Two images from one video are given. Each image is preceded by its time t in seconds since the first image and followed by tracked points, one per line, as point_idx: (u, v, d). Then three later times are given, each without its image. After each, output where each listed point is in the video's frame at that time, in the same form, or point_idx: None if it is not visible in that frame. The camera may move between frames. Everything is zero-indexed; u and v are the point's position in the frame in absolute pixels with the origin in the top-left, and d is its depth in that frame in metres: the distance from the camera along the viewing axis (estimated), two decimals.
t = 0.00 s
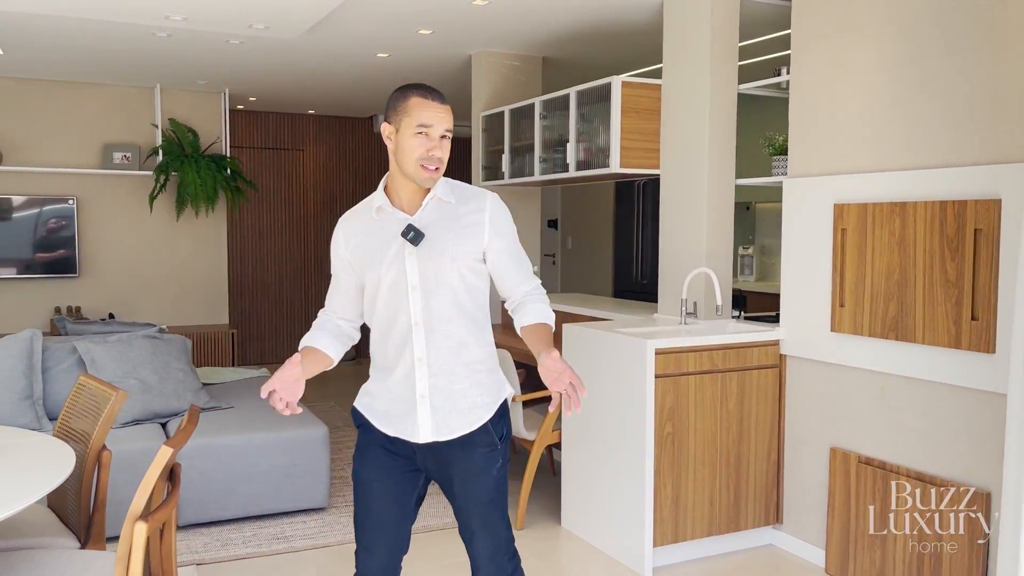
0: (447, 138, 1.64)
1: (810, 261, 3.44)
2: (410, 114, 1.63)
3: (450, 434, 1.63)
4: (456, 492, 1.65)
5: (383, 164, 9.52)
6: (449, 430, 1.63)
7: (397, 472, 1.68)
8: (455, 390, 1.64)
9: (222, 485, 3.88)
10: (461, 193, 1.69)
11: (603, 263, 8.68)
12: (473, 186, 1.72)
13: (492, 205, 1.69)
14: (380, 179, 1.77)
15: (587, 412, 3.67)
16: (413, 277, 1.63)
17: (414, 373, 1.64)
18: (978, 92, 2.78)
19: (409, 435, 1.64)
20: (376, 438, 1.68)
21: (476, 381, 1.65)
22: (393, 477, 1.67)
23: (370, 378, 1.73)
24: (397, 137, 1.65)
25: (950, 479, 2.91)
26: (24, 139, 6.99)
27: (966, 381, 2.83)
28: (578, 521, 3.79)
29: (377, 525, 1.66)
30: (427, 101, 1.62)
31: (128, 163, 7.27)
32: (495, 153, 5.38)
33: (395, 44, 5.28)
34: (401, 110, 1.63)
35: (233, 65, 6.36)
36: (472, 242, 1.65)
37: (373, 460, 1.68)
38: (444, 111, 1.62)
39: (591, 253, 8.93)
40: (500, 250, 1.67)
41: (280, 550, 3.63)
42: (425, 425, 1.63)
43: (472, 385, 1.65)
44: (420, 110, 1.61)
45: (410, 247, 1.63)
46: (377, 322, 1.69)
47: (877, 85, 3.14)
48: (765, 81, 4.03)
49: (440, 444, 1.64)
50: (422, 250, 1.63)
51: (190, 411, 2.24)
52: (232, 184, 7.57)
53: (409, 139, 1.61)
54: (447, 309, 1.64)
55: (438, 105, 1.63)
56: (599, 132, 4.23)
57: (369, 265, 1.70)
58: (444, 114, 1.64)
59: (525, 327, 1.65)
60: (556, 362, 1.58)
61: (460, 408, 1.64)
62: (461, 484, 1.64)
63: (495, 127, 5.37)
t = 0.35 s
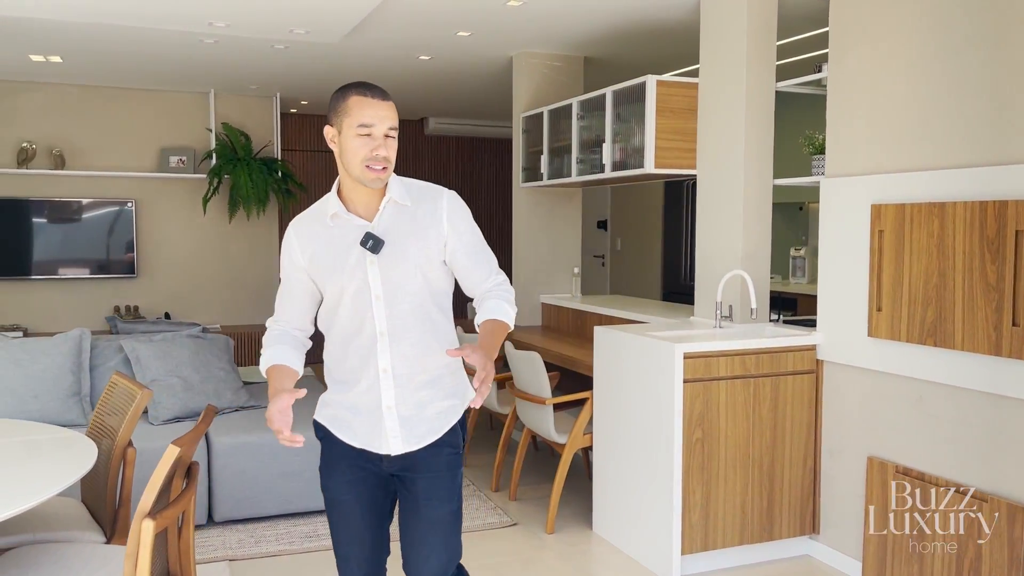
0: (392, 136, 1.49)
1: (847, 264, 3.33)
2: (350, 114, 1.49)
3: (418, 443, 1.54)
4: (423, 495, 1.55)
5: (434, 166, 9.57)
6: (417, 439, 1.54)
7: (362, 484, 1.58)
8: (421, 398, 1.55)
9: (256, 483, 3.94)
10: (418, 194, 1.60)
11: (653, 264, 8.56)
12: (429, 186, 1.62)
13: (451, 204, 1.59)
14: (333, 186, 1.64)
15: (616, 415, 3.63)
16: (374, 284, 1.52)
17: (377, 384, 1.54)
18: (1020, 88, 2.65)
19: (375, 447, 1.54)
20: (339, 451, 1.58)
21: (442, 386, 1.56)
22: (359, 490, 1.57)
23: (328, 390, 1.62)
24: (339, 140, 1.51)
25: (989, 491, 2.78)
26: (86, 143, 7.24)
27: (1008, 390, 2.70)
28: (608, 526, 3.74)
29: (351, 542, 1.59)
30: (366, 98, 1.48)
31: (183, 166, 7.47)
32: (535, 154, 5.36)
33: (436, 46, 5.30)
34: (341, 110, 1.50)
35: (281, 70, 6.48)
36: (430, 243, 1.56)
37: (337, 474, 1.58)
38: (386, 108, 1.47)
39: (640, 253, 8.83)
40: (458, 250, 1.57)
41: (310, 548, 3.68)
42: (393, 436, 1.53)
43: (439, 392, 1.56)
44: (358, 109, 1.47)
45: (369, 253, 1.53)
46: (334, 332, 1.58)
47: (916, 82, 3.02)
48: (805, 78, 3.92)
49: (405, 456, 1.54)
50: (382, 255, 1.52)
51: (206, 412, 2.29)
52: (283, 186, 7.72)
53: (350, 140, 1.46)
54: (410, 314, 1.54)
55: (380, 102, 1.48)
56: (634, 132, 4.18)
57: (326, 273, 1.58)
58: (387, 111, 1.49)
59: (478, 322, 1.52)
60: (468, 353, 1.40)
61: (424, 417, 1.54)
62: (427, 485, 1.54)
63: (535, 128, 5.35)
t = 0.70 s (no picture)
0: (375, 134, 1.56)
1: (887, 265, 3.25)
2: (334, 117, 1.55)
3: (408, 446, 1.58)
4: (405, 490, 1.59)
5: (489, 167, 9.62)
6: (407, 442, 1.58)
7: (350, 489, 1.63)
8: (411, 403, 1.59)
9: (297, 477, 4.04)
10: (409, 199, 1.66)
11: (707, 265, 8.45)
12: (419, 191, 1.69)
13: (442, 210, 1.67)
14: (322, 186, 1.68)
15: (649, 417, 3.61)
16: (369, 288, 1.56)
17: (369, 387, 1.57)
18: None
19: (365, 452, 1.58)
20: (328, 457, 1.63)
21: (431, 390, 1.62)
22: (346, 496, 1.62)
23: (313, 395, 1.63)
24: (325, 142, 1.58)
25: None
26: (151, 148, 7.51)
27: None
28: (641, 528, 3.73)
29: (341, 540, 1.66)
30: (345, 99, 1.55)
31: (243, 168, 7.71)
32: (579, 155, 5.36)
33: (482, 47, 5.33)
34: (324, 114, 1.57)
35: (334, 74, 6.61)
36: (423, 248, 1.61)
37: (327, 483, 1.63)
38: (365, 108, 1.54)
39: (694, 255, 8.71)
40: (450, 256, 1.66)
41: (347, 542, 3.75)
42: (384, 440, 1.57)
43: (428, 396, 1.61)
44: (340, 110, 1.54)
45: (366, 255, 1.56)
46: (324, 335, 1.60)
47: (956, 77, 2.93)
48: (848, 75, 3.83)
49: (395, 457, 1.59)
50: (378, 259, 1.57)
51: (230, 408, 2.37)
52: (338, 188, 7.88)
53: (333, 142, 1.54)
54: (403, 318, 1.59)
55: (360, 102, 1.55)
56: (674, 131, 4.15)
57: (317, 275, 1.59)
58: (368, 111, 1.56)
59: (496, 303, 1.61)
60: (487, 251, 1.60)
61: (414, 420, 1.59)
62: (409, 480, 1.59)
63: (579, 128, 5.34)
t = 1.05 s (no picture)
0: (401, 124, 1.50)
1: (942, 263, 3.16)
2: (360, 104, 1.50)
3: (415, 456, 1.52)
4: (411, 503, 1.54)
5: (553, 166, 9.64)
6: (415, 452, 1.52)
7: (359, 498, 1.58)
8: (421, 411, 1.53)
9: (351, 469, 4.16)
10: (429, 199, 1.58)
11: (773, 265, 8.29)
12: (441, 191, 1.61)
13: (464, 213, 1.59)
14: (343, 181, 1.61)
15: (696, 416, 3.58)
16: (381, 288, 1.49)
17: (376, 392, 1.51)
18: None
19: (372, 459, 1.52)
20: (337, 463, 1.57)
21: (443, 400, 1.54)
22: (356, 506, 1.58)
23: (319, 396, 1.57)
24: (350, 131, 1.53)
25: None
26: (224, 150, 7.78)
27: None
28: (688, 527, 3.70)
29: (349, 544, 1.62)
30: (375, 86, 1.50)
31: (311, 169, 7.91)
32: (635, 153, 5.35)
33: (538, 47, 5.37)
34: (351, 101, 1.52)
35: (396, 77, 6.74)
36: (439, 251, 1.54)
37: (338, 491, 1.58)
38: (393, 96, 1.49)
39: (760, 254, 8.57)
40: (469, 263, 1.59)
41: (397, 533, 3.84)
42: (391, 449, 1.51)
43: (439, 406, 1.54)
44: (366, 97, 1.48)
45: (379, 253, 1.49)
46: (333, 335, 1.54)
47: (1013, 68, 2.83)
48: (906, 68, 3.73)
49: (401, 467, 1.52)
50: (391, 258, 1.50)
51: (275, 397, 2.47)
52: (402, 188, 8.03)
53: (358, 131, 1.49)
54: (415, 323, 1.52)
55: (390, 90, 1.50)
56: (726, 128, 4.12)
57: (328, 272, 1.53)
58: (396, 100, 1.50)
59: (489, 339, 1.53)
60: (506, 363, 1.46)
61: (422, 430, 1.52)
62: (415, 495, 1.53)
63: (635, 127, 5.33)
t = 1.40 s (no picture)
0: (429, 114, 1.41)
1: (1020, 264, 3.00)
2: (384, 94, 1.41)
3: (435, 472, 1.42)
4: (441, 526, 1.43)
5: (624, 165, 9.54)
6: (435, 467, 1.42)
7: (372, 520, 1.45)
8: (443, 422, 1.43)
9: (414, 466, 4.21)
10: (461, 193, 1.49)
11: (851, 266, 8.03)
12: (474, 185, 1.52)
13: (498, 209, 1.50)
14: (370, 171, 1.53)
15: (759, 420, 3.49)
16: (403, 287, 1.41)
17: (395, 399, 1.42)
18: None
19: (387, 473, 1.42)
20: (352, 477, 1.45)
21: (467, 411, 1.44)
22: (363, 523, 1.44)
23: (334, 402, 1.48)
24: (376, 122, 1.44)
25: None
26: (300, 153, 7.99)
27: None
28: (750, 533, 3.62)
29: None
30: (399, 73, 1.41)
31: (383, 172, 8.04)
32: (702, 151, 5.27)
33: (604, 46, 5.34)
34: (374, 90, 1.43)
35: (465, 79, 6.80)
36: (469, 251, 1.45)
37: (347, 506, 1.45)
38: (419, 85, 1.39)
39: (837, 255, 8.31)
40: (501, 265, 1.49)
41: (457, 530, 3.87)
42: (408, 462, 1.41)
43: (464, 417, 1.44)
44: (391, 85, 1.40)
45: (402, 248, 1.41)
46: (350, 336, 1.45)
47: None
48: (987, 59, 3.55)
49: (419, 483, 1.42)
50: (415, 254, 1.41)
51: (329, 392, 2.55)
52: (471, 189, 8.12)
53: (384, 123, 1.39)
54: (438, 326, 1.42)
55: (415, 77, 1.40)
56: (793, 124, 4.01)
57: (348, 269, 1.45)
58: (422, 87, 1.41)
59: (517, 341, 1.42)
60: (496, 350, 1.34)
61: (444, 443, 1.42)
62: (445, 517, 1.43)
63: (702, 125, 5.24)
